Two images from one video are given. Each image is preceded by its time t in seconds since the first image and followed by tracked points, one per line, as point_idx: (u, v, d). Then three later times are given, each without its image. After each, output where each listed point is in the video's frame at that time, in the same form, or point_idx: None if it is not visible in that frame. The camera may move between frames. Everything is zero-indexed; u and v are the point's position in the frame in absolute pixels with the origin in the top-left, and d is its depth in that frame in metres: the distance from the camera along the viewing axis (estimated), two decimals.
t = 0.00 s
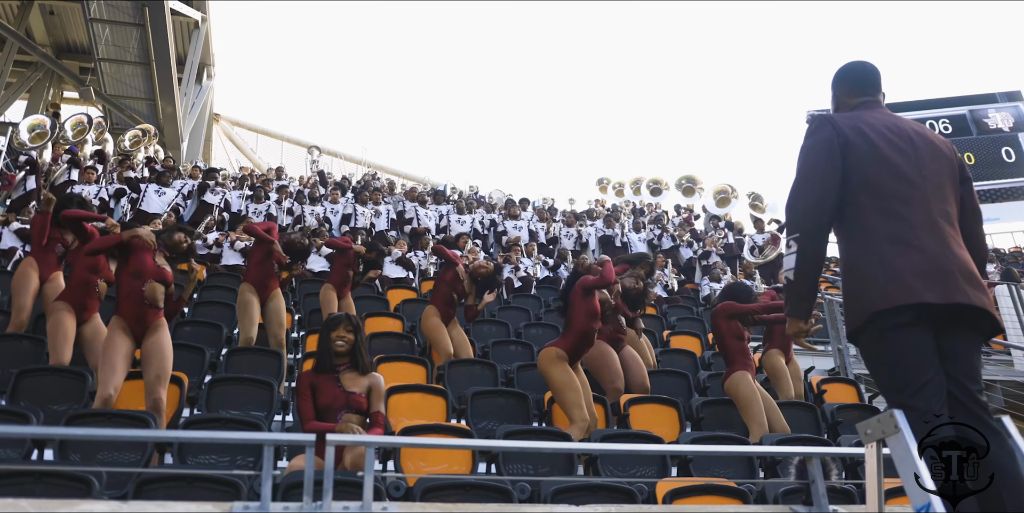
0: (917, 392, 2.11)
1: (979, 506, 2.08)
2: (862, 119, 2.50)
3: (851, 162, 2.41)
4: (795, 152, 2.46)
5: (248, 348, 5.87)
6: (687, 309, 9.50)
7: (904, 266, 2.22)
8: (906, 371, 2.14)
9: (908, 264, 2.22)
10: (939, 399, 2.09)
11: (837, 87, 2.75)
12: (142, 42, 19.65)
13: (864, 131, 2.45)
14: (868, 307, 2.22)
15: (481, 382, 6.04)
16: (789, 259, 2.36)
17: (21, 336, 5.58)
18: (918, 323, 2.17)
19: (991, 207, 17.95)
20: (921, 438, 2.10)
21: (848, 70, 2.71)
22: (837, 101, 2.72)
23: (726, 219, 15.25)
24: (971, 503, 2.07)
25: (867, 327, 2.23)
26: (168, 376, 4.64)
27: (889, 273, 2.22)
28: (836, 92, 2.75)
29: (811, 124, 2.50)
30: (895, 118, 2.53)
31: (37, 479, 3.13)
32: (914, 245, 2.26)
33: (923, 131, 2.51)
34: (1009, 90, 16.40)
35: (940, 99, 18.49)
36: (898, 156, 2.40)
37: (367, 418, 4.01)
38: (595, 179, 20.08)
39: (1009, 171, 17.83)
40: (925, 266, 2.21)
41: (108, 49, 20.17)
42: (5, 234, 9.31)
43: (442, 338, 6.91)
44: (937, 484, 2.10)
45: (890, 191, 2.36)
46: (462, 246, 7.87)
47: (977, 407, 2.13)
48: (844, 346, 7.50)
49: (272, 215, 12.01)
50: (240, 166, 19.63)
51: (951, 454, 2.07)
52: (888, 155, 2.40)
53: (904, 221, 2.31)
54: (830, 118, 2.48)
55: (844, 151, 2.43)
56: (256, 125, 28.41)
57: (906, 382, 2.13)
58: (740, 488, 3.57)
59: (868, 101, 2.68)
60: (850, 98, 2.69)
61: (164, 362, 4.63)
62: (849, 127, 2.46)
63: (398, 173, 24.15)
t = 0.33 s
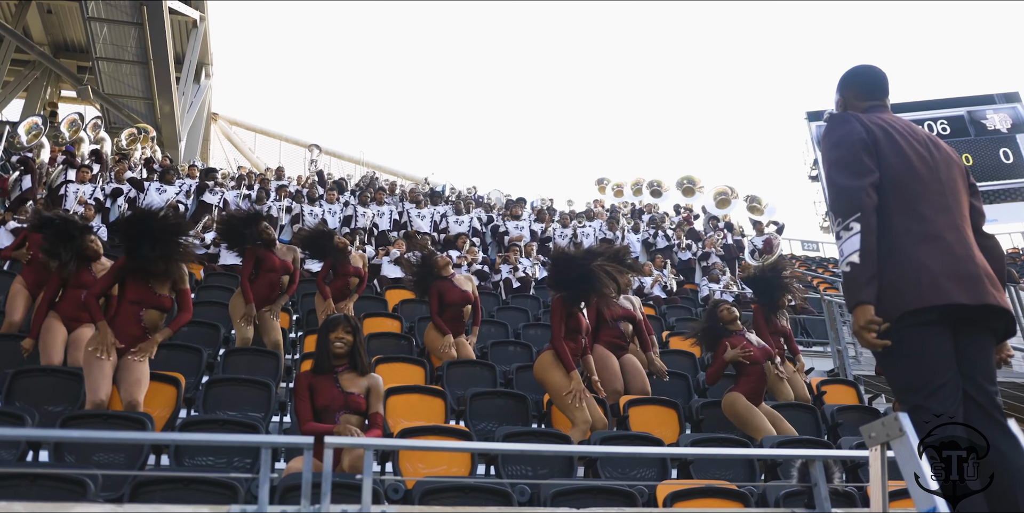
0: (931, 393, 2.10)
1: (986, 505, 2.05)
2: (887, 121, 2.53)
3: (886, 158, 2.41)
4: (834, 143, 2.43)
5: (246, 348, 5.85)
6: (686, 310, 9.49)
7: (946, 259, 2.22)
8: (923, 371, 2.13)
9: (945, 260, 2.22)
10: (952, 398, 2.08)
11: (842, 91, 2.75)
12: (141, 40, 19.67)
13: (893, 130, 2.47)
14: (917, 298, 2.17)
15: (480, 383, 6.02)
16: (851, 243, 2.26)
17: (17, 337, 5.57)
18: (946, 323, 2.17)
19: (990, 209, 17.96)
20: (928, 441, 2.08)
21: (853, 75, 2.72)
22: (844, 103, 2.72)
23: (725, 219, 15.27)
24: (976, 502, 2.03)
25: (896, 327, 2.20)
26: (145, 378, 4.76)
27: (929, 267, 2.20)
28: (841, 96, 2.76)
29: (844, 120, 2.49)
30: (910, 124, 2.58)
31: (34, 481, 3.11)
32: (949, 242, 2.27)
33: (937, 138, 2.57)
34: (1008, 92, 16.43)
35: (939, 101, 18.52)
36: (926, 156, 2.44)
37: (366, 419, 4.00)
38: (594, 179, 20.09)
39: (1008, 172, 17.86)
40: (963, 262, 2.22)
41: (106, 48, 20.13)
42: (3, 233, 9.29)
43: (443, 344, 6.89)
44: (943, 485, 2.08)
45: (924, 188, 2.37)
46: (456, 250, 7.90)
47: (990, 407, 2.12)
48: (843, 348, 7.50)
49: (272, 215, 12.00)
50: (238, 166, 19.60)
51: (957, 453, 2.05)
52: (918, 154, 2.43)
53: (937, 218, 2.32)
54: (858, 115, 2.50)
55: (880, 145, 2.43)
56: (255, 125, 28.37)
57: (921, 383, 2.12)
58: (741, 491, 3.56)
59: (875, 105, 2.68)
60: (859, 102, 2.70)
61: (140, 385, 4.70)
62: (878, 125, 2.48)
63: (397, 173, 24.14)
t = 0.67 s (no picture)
0: (936, 395, 2.11)
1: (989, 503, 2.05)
2: (898, 126, 2.54)
3: (902, 161, 2.41)
4: (849, 148, 2.43)
5: (245, 350, 5.84)
6: (685, 312, 9.50)
7: (961, 261, 2.22)
8: (929, 372, 2.13)
9: (960, 261, 2.22)
10: (956, 399, 2.09)
11: (850, 98, 2.75)
12: (139, 41, 19.66)
13: (906, 135, 2.48)
14: (933, 301, 2.17)
15: (479, 386, 6.01)
16: (866, 250, 2.26)
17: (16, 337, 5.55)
18: (956, 325, 2.18)
19: (987, 211, 18.02)
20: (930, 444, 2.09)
21: (861, 82, 2.72)
22: (853, 109, 2.72)
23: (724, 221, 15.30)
24: (977, 501, 2.03)
25: (905, 330, 2.20)
26: (158, 382, 4.67)
27: (944, 268, 2.21)
28: (849, 102, 2.76)
29: (858, 125, 2.50)
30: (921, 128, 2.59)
31: (33, 484, 3.09)
32: (964, 244, 2.28)
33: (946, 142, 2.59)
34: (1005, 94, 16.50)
35: (936, 103, 18.60)
36: (940, 160, 2.45)
37: (366, 421, 3.99)
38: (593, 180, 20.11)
39: (1005, 174, 17.92)
40: (979, 263, 2.23)
41: (104, 48, 20.10)
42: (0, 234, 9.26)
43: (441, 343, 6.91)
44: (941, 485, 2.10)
45: (938, 191, 2.38)
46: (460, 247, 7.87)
47: (997, 409, 2.11)
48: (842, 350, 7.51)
49: (271, 216, 12.00)
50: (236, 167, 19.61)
51: (957, 453, 2.06)
52: (932, 158, 2.44)
53: (950, 221, 2.33)
54: (871, 120, 2.50)
55: (895, 150, 2.43)
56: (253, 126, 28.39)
57: (927, 384, 2.13)
58: (741, 494, 3.56)
59: (883, 112, 2.69)
60: (867, 108, 2.70)
61: (157, 369, 4.68)
62: (891, 130, 2.49)
63: (395, 174, 24.14)
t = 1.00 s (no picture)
0: (928, 399, 2.11)
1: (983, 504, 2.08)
2: (886, 132, 2.53)
3: (881, 171, 2.42)
4: (829, 157, 2.44)
5: (241, 350, 5.80)
6: (679, 315, 9.53)
7: (933, 273, 2.23)
8: (917, 379, 2.13)
9: (934, 272, 2.23)
10: (946, 402, 2.10)
11: (850, 103, 2.76)
12: (133, 38, 19.56)
13: (890, 142, 2.47)
14: (903, 313, 2.19)
15: (475, 387, 6.00)
16: (837, 263, 2.29)
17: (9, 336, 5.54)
18: (939, 332, 2.18)
19: (978, 215, 18.17)
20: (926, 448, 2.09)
21: (863, 87, 2.70)
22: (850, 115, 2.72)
23: (717, 225, 15.33)
24: (974, 501, 2.06)
25: (886, 338, 2.21)
26: (140, 380, 4.60)
27: (917, 279, 2.22)
28: (849, 106, 2.76)
29: (842, 132, 2.49)
30: (911, 132, 2.57)
31: (29, 485, 3.07)
32: (942, 254, 2.28)
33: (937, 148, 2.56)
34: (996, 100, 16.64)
35: (928, 108, 18.72)
36: (924, 168, 2.43)
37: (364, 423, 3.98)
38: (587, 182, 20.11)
39: (996, 179, 18.06)
40: (954, 275, 2.23)
41: (98, 46, 19.99)
42: None
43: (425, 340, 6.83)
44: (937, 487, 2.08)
45: (919, 199, 2.37)
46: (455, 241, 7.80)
47: (985, 415, 2.12)
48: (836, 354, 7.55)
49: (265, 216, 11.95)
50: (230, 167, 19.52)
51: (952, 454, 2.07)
52: (915, 167, 2.43)
53: (930, 229, 2.33)
54: (857, 128, 2.50)
55: (876, 159, 2.43)
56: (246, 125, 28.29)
57: (917, 391, 2.12)
58: (738, 496, 3.56)
59: (880, 118, 2.69)
60: (865, 112, 2.71)
61: (137, 367, 4.61)
62: (876, 136, 2.48)
63: (389, 175, 24.11)
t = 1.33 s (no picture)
0: (914, 402, 2.11)
1: (979, 506, 2.08)
2: (869, 136, 2.52)
3: (856, 177, 2.43)
4: (807, 160, 2.45)
5: (230, 350, 5.77)
6: (668, 317, 9.57)
7: (903, 281, 2.24)
8: (902, 383, 2.14)
9: (906, 280, 2.24)
10: (934, 403, 2.11)
11: (840, 103, 2.77)
12: (121, 36, 19.43)
13: (869, 147, 2.47)
14: (874, 320, 2.21)
15: (465, 388, 5.99)
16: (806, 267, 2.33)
17: None
18: (920, 335, 2.19)
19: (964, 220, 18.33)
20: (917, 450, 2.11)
21: (852, 87, 2.70)
22: (840, 117, 2.73)
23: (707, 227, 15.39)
24: (975, 501, 2.07)
25: (864, 343, 2.23)
26: (122, 380, 4.51)
27: (888, 285, 2.23)
28: (838, 106, 2.76)
29: (822, 137, 2.50)
30: (897, 135, 2.56)
31: (17, 484, 3.05)
32: (915, 261, 2.28)
33: (922, 152, 2.54)
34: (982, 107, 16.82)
35: (916, 113, 18.89)
36: (903, 174, 2.43)
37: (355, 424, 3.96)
38: (577, 183, 20.12)
39: (982, 184, 18.23)
40: (926, 283, 2.23)
41: (86, 43, 19.86)
42: None
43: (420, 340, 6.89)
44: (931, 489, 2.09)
45: (894, 206, 2.38)
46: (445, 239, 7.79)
47: (969, 417, 2.13)
48: (823, 356, 7.60)
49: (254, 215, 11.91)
50: (218, 165, 19.42)
51: (946, 454, 2.08)
52: (894, 173, 2.42)
53: (905, 236, 2.33)
54: (837, 132, 2.50)
55: (853, 164, 2.43)
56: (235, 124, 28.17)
57: (902, 395, 2.13)
58: (728, 498, 3.57)
59: (869, 118, 2.69)
60: (853, 113, 2.71)
61: (121, 366, 4.54)
62: (855, 142, 2.48)
63: (379, 175, 24.08)
